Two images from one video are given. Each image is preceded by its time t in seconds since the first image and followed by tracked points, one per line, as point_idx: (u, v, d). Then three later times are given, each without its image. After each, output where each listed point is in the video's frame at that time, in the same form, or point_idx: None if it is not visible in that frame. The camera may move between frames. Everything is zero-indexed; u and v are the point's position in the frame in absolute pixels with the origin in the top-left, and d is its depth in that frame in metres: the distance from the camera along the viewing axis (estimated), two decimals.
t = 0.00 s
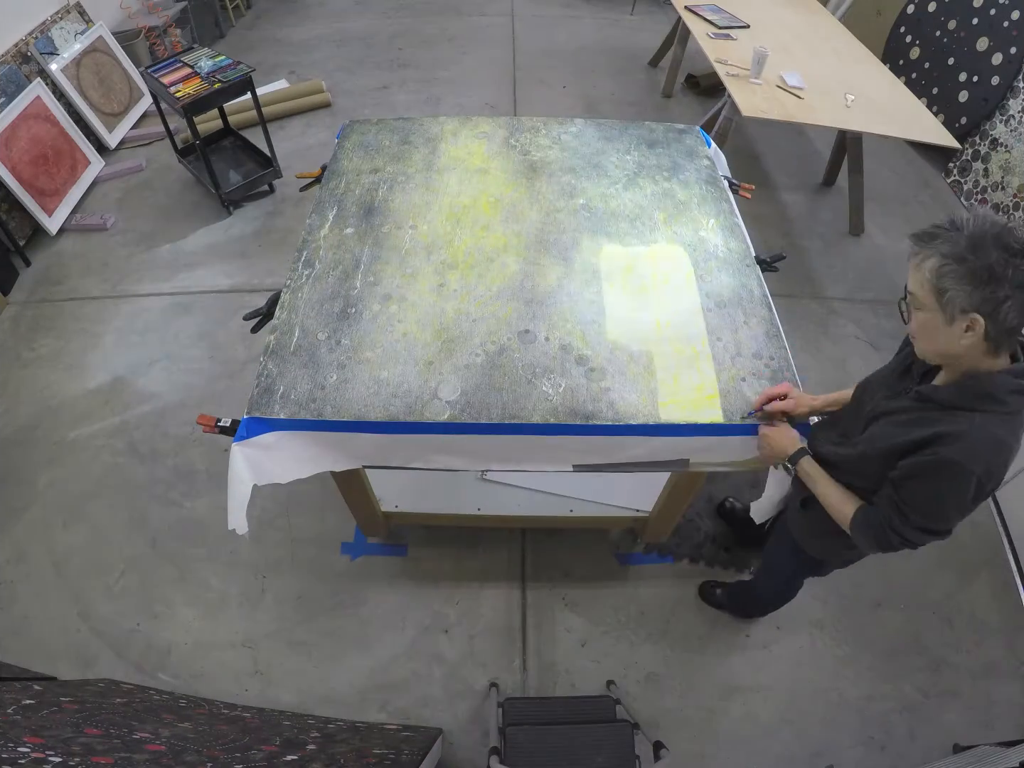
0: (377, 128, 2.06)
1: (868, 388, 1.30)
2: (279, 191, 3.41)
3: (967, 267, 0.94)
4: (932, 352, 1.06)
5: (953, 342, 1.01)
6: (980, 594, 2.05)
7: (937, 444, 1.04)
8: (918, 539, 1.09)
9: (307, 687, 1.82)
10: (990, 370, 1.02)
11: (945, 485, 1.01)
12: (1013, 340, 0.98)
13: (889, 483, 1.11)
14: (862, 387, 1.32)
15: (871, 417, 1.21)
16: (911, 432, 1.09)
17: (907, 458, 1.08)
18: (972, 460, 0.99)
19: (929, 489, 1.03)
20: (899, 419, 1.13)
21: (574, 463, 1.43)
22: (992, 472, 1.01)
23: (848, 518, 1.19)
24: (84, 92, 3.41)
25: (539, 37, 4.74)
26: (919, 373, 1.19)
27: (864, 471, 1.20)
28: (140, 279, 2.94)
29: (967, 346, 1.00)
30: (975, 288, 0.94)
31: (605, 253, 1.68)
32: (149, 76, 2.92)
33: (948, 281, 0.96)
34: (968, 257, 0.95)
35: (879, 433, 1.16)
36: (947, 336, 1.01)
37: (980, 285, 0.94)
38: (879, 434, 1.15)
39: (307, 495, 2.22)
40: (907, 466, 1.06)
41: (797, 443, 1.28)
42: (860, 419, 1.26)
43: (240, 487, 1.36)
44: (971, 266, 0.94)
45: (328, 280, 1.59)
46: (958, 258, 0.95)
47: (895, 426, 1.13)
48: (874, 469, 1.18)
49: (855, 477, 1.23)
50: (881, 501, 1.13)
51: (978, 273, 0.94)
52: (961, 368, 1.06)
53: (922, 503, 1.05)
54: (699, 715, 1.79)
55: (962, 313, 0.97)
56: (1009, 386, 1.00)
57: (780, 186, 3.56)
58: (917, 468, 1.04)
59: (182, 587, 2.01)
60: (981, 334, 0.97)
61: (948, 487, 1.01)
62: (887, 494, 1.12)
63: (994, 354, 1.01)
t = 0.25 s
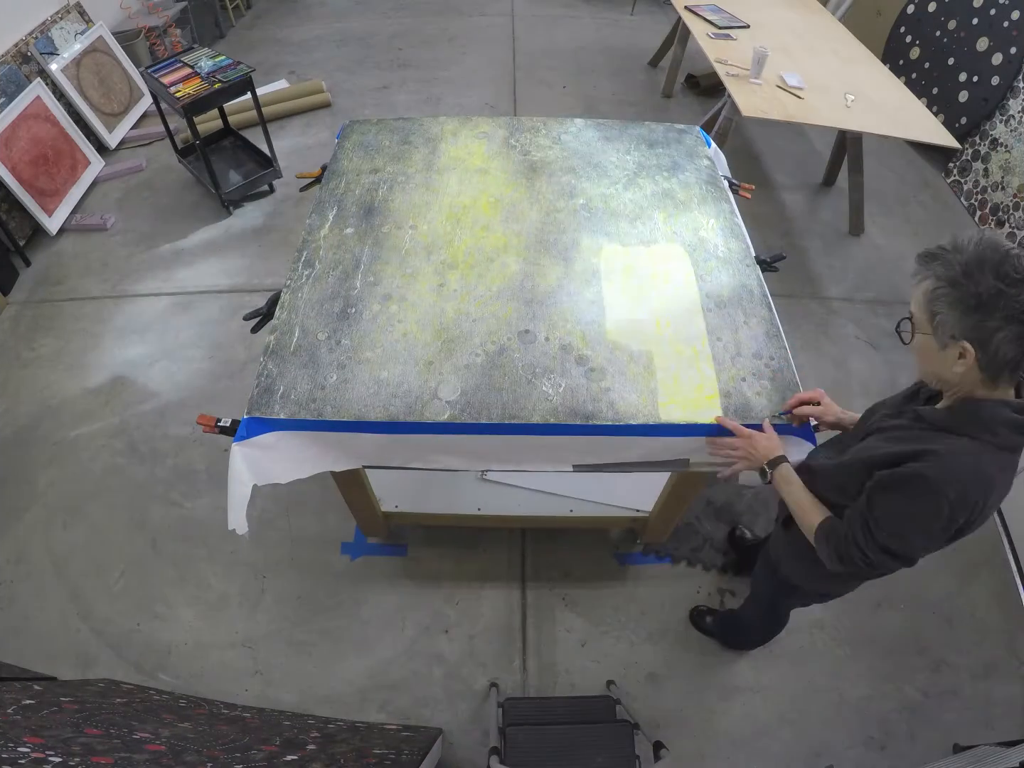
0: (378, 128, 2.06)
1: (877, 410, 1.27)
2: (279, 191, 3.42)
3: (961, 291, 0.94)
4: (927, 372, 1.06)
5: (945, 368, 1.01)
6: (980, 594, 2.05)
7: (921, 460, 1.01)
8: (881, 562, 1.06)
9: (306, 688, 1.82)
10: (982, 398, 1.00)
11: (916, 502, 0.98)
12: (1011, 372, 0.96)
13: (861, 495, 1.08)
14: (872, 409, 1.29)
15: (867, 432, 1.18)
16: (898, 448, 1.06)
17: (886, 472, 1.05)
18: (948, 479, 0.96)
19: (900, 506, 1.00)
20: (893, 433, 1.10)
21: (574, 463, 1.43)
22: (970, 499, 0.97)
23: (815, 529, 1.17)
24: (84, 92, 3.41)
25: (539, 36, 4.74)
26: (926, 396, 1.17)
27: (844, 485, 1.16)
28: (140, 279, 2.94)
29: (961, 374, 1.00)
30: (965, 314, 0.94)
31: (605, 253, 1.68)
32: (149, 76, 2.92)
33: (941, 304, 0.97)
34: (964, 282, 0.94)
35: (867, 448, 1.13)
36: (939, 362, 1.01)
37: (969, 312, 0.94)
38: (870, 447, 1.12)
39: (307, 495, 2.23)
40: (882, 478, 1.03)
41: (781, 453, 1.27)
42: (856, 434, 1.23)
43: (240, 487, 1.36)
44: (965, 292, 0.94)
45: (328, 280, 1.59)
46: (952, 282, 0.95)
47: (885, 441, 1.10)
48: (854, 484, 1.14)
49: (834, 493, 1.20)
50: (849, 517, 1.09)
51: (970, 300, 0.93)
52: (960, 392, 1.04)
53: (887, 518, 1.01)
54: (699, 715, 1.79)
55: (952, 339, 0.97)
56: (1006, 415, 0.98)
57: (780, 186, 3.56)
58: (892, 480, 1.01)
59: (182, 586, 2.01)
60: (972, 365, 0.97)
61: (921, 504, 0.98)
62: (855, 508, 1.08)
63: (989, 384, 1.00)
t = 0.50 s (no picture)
0: (378, 128, 2.07)
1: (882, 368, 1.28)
2: (279, 191, 3.42)
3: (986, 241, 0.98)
4: (941, 311, 1.09)
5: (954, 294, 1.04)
6: (980, 594, 2.05)
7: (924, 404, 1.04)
8: (924, 510, 1.07)
9: (306, 688, 1.82)
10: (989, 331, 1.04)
11: (937, 446, 1.01)
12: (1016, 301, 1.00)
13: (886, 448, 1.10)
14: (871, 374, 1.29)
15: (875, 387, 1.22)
16: (901, 395, 1.09)
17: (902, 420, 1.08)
18: (966, 415, 0.99)
19: (924, 449, 1.02)
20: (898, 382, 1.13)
21: (574, 463, 1.43)
22: (986, 430, 0.99)
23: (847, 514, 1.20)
24: (84, 92, 3.41)
25: (539, 37, 4.74)
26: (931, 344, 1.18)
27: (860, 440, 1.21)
28: (141, 279, 2.94)
29: (969, 303, 1.03)
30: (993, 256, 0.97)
31: (604, 253, 1.68)
32: (149, 76, 2.93)
33: (951, 232, 1.01)
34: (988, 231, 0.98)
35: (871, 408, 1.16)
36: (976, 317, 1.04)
37: (978, 239, 0.98)
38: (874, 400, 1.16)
39: (307, 495, 2.23)
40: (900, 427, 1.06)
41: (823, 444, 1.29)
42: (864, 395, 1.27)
43: (240, 487, 1.36)
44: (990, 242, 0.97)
45: (328, 280, 1.59)
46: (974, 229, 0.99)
47: (885, 395, 1.13)
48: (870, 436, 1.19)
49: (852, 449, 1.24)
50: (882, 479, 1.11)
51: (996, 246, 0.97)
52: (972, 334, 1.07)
53: (917, 464, 1.03)
54: (699, 716, 1.79)
55: (960, 267, 1.00)
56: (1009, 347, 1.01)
57: (780, 186, 3.56)
58: (912, 427, 1.04)
59: (182, 586, 2.01)
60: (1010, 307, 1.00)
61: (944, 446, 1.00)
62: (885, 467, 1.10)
63: (1000, 317, 1.03)
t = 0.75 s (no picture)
0: (378, 129, 2.07)
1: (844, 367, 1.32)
2: (279, 191, 3.42)
3: (947, 247, 0.96)
4: (917, 329, 1.08)
5: (935, 321, 1.03)
6: (980, 594, 2.05)
7: (915, 423, 1.07)
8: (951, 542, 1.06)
9: (306, 688, 1.82)
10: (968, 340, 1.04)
11: (940, 477, 1.03)
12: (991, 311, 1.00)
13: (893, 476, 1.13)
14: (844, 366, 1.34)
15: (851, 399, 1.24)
16: (887, 414, 1.12)
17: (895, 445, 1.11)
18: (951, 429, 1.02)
19: (928, 479, 1.04)
20: (877, 396, 1.16)
21: (574, 463, 1.43)
22: (975, 446, 1.02)
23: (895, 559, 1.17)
24: (84, 92, 3.41)
25: (539, 37, 4.74)
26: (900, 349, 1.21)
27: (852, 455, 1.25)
28: (141, 279, 2.94)
29: (949, 323, 1.03)
30: (951, 267, 0.96)
31: (604, 253, 1.68)
32: (149, 76, 2.92)
33: (923, 261, 0.98)
34: (949, 237, 0.96)
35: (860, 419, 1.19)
36: (933, 316, 1.03)
37: (940, 243, 0.97)
38: (858, 415, 1.19)
39: (307, 495, 2.23)
40: (899, 449, 1.09)
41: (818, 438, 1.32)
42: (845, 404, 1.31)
43: (240, 487, 1.36)
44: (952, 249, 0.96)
45: (328, 280, 1.59)
46: (933, 239, 0.97)
47: (874, 404, 1.15)
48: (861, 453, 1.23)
49: (846, 468, 1.27)
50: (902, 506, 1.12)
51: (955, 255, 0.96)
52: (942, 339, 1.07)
53: (927, 496, 1.06)
54: (699, 716, 1.79)
55: (940, 296, 0.99)
56: (981, 354, 1.03)
57: (780, 186, 3.56)
58: (906, 450, 1.07)
59: (182, 586, 2.01)
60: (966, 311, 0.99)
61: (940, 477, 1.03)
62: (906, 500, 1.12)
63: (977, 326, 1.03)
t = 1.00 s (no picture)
0: (378, 129, 2.06)
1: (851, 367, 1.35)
2: (279, 191, 3.42)
3: (937, 270, 0.96)
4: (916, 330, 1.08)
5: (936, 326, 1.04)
6: (980, 594, 2.04)
7: (939, 416, 1.08)
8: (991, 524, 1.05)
9: (306, 687, 1.82)
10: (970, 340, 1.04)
11: (965, 460, 1.04)
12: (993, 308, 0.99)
13: (915, 463, 1.15)
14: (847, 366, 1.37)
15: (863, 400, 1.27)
16: (905, 411, 1.14)
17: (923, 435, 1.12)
18: (980, 421, 1.03)
19: (950, 458, 1.06)
20: (890, 395, 1.18)
21: (574, 463, 1.43)
22: (1000, 428, 1.03)
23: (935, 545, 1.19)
24: (84, 92, 3.40)
25: (539, 36, 4.74)
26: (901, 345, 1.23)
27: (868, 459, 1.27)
28: (141, 279, 2.94)
29: (950, 325, 1.03)
30: (944, 285, 0.97)
31: (604, 253, 1.68)
32: (149, 76, 2.92)
33: (917, 282, 0.98)
34: (937, 260, 0.96)
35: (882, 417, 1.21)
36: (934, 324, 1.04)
37: (928, 268, 0.97)
38: (874, 416, 1.21)
39: (308, 495, 2.23)
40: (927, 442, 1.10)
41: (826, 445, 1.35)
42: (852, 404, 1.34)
43: (240, 487, 1.36)
44: (938, 270, 0.96)
45: (327, 280, 1.59)
46: (925, 261, 0.97)
47: (894, 404, 1.17)
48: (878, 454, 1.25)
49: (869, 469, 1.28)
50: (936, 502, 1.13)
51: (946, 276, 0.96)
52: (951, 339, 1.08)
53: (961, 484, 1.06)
54: (699, 716, 1.79)
55: (934, 307, 0.99)
56: (996, 341, 1.04)
57: (781, 186, 3.56)
58: (936, 442, 1.08)
59: (182, 586, 2.02)
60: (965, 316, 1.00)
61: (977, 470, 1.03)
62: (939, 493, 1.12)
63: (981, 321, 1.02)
